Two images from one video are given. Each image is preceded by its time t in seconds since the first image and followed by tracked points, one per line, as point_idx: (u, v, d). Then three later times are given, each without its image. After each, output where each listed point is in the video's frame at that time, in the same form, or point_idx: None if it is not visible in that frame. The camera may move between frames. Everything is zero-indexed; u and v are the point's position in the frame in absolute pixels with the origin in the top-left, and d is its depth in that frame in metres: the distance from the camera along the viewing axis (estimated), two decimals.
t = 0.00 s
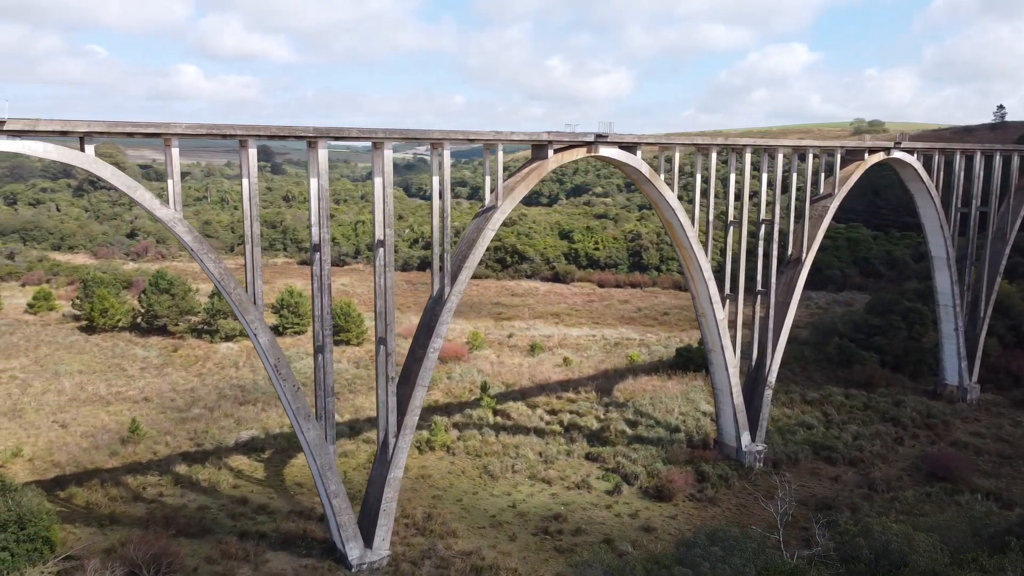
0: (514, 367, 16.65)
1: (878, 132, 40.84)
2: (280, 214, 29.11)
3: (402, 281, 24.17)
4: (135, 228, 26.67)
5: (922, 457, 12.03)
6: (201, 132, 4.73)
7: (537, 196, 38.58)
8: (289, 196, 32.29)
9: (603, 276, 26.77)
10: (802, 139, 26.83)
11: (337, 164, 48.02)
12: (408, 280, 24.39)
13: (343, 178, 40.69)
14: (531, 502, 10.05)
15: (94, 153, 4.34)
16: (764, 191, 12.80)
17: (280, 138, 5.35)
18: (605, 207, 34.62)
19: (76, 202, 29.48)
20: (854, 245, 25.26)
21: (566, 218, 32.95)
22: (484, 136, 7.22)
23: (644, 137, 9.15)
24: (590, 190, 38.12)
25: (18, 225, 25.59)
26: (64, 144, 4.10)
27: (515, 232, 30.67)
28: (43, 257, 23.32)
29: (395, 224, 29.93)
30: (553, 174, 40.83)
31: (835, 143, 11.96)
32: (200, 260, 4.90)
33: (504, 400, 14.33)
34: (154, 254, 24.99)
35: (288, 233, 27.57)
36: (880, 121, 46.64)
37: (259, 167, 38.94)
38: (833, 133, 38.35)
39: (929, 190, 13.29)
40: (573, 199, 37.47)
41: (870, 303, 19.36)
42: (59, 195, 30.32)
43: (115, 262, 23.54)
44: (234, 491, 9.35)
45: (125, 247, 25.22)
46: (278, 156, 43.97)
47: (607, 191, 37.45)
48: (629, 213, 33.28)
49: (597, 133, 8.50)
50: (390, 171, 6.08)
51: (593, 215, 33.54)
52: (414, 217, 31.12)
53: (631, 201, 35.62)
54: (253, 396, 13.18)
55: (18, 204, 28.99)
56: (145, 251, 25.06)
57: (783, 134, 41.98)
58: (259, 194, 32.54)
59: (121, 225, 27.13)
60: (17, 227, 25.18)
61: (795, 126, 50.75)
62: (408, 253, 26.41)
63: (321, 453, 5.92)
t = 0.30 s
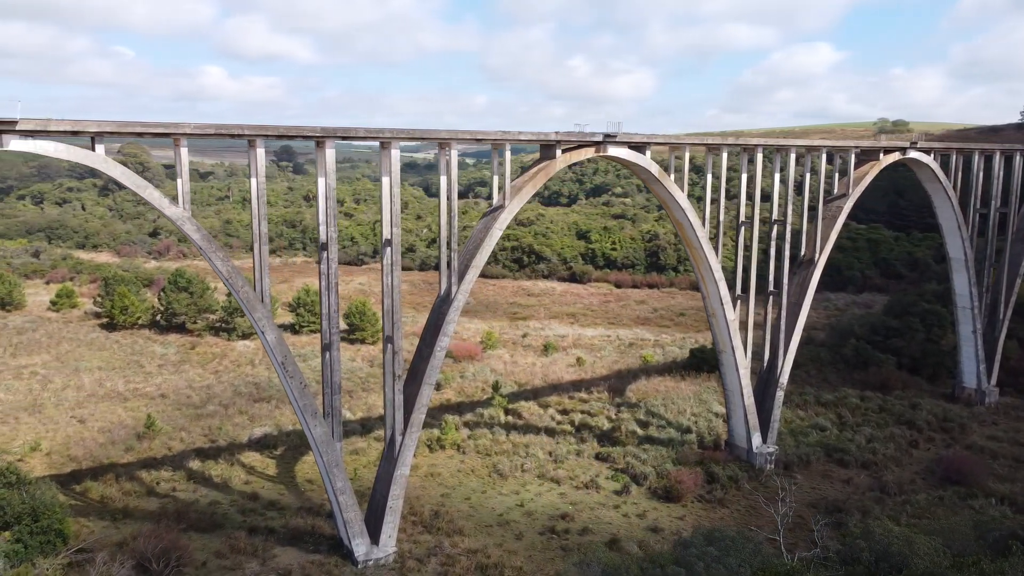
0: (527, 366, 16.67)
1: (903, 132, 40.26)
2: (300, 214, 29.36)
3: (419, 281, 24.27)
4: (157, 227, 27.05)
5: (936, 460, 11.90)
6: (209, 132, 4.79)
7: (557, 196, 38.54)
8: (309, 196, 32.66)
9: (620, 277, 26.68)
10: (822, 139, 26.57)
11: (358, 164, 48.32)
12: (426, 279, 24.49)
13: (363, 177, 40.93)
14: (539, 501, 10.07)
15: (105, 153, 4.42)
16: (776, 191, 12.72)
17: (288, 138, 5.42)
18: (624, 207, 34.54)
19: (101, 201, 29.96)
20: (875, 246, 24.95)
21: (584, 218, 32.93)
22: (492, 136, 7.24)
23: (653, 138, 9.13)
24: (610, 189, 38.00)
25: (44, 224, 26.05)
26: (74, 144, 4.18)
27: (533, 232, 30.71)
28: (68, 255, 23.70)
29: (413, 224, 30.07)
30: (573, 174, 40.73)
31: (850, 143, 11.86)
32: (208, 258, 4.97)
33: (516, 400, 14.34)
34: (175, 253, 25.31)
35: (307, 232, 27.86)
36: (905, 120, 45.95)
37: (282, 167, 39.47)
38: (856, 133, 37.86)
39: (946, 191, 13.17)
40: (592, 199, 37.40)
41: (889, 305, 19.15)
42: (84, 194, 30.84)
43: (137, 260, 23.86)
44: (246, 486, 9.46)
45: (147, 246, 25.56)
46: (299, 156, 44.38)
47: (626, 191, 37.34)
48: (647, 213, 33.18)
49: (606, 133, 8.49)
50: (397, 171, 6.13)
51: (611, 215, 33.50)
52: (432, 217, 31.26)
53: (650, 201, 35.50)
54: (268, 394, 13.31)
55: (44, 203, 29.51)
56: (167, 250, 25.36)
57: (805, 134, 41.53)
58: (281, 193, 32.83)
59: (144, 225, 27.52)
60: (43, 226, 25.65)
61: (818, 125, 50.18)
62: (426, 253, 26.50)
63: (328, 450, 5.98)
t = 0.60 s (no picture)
0: (540, 366, 16.68)
1: (928, 132, 39.70)
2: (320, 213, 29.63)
3: (437, 280, 24.37)
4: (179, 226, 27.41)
5: (951, 464, 11.76)
6: (219, 132, 4.87)
7: (576, 196, 38.51)
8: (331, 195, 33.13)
9: (637, 277, 26.61)
10: (843, 139, 26.33)
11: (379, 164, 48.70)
12: (443, 279, 24.59)
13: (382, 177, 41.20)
14: (547, 501, 10.09)
15: (115, 152, 4.50)
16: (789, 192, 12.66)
17: (296, 137, 5.47)
18: (644, 207, 34.47)
19: (125, 201, 30.44)
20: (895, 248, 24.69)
21: (602, 218, 32.92)
22: (500, 136, 7.27)
23: (663, 137, 9.12)
24: (629, 189, 37.92)
25: (69, 223, 26.49)
26: (85, 143, 4.26)
27: (550, 232, 30.75)
28: (91, 253, 24.07)
29: (432, 224, 30.24)
30: (593, 174, 40.70)
31: (864, 142, 11.77)
32: (216, 256, 5.05)
33: (528, 400, 14.37)
34: (196, 252, 25.62)
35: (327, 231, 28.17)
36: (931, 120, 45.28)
37: (304, 167, 39.97)
38: (879, 133, 37.41)
39: (964, 191, 13.02)
40: (611, 199, 37.35)
41: (907, 306, 18.94)
42: (109, 194, 31.33)
43: (159, 259, 24.19)
44: (257, 483, 9.56)
45: (169, 245, 25.90)
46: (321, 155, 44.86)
47: (646, 192, 37.25)
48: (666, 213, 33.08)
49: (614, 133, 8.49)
50: (404, 170, 6.18)
51: (629, 215, 33.44)
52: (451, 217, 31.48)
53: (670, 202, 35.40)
54: (282, 391, 13.43)
55: (69, 202, 30.02)
56: (188, 249, 25.68)
57: (827, 134, 41.10)
58: (301, 193, 33.13)
59: (166, 224, 27.89)
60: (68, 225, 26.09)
61: (841, 125, 49.65)
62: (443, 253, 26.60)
63: (334, 447, 6.04)
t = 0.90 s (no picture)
0: (553, 366, 16.70)
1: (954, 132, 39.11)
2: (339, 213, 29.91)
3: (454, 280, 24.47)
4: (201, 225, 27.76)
5: (966, 468, 11.62)
6: (227, 132, 4.94)
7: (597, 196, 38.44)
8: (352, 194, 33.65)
9: (654, 277, 26.51)
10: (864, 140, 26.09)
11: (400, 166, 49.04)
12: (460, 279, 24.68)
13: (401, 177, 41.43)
14: (555, 500, 10.11)
15: (124, 151, 4.58)
16: (802, 192, 12.58)
17: (303, 137, 5.53)
18: (663, 207, 34.35)
19: (149, 200, 30.90)
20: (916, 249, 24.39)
21: (619, 218, 32.86)
22: (508, 136, 7.29)
23: (673, 137, 9.10)
24: (648, 189, 37.78)
25: (93, 221, 26.91)
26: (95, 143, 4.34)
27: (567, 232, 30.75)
28: (114, 251, 24.42)
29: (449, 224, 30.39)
30: (613, 174, 40.60)
31: (879, 142, 11.67)
32: (224, 254, 5.12)
33: (541, 399, 14.38)
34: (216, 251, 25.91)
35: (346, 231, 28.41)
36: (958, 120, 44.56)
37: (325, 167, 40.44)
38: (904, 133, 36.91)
39: (982, 191, 12.87)
40: (631, 199, 37.24)
41: (925, 308, 18.73)
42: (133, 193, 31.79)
43: (180, 257, 24.49)
44: (269, 479, 9.66)
45: (190, 244, 26.22)
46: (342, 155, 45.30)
47: (666, 192, 37.09)
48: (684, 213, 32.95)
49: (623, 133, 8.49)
50: (411, 170, 6.24)
51: (648, 215, 33.34)
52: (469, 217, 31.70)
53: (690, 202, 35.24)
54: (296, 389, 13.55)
55: (93, 201, 30.51)
56: (209, 248, 25.99)
57: (851, 134, 40.64)
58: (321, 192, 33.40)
59: (187, 223, 28.25)
60: (93, 224, 26.52)
61: (865, 125, 49.06)
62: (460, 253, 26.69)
63: (341, 444, 6.11)
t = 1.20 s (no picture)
0: (566, 366, 16.72)
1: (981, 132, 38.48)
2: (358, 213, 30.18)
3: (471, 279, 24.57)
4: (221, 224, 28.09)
5: (980, 472, 11.50)
6: (236, 132, 5.02)
7: (616, 196, 38.33)
8: (371, 194, 33.87)
9: (671, 278, 26.41)
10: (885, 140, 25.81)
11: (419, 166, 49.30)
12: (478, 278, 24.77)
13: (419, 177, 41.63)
14: (562, 499, 10.13)
15: (134, 151, 4.67)
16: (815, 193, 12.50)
17: (310, 137, 5.60)
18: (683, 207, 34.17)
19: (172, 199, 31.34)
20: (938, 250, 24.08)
21: (637, 218, 32.79)
22: (515, 136, 7.32)
23: (682, 137, 9.08)
24: (668, 189, 37.59)
25: (117, 220, 27.30)
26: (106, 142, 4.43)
27: (585, 232, 30.71)
28: (136, 249, 24.74)
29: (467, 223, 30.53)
30: (633, 174, 40.43)
31: (893, 142, 11.57)
32: (232, 253, 5.21)
33: (553, 399, 14.39)
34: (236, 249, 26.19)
35: (364, 230, 28.61)
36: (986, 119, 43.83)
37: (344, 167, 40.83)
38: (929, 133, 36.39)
39: (999, 191, 12.72)
40: (650, 199, 37.11)
41: (944, 310, 18.51)
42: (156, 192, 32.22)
43: (200, 256, 24.78)
44: (280, 475, 9.76)
45: (211, 243, 26.53)
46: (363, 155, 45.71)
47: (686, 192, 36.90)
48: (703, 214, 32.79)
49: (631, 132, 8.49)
50: (418, 170, 6.29)
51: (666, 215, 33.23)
52: (487, 216, 31.84)
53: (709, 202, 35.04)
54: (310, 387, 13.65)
55: (117, 201, 30.97)
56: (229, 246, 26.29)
57: (875, 134, 40.12)
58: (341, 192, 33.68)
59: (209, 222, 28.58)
60: (116, 223, 26.93)
61: (890, 125, 48.43)
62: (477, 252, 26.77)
63: (348, 442, 6.17)
